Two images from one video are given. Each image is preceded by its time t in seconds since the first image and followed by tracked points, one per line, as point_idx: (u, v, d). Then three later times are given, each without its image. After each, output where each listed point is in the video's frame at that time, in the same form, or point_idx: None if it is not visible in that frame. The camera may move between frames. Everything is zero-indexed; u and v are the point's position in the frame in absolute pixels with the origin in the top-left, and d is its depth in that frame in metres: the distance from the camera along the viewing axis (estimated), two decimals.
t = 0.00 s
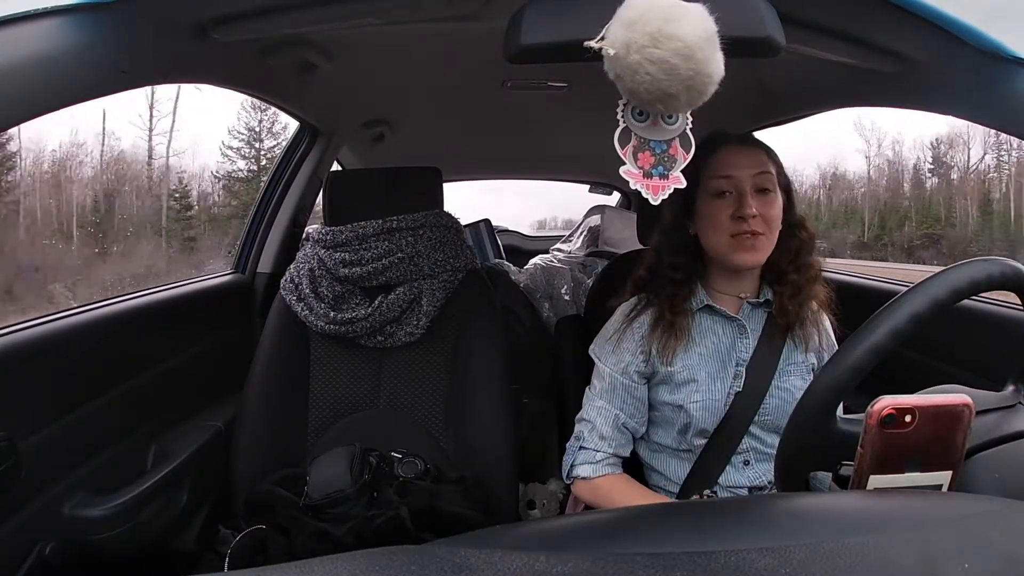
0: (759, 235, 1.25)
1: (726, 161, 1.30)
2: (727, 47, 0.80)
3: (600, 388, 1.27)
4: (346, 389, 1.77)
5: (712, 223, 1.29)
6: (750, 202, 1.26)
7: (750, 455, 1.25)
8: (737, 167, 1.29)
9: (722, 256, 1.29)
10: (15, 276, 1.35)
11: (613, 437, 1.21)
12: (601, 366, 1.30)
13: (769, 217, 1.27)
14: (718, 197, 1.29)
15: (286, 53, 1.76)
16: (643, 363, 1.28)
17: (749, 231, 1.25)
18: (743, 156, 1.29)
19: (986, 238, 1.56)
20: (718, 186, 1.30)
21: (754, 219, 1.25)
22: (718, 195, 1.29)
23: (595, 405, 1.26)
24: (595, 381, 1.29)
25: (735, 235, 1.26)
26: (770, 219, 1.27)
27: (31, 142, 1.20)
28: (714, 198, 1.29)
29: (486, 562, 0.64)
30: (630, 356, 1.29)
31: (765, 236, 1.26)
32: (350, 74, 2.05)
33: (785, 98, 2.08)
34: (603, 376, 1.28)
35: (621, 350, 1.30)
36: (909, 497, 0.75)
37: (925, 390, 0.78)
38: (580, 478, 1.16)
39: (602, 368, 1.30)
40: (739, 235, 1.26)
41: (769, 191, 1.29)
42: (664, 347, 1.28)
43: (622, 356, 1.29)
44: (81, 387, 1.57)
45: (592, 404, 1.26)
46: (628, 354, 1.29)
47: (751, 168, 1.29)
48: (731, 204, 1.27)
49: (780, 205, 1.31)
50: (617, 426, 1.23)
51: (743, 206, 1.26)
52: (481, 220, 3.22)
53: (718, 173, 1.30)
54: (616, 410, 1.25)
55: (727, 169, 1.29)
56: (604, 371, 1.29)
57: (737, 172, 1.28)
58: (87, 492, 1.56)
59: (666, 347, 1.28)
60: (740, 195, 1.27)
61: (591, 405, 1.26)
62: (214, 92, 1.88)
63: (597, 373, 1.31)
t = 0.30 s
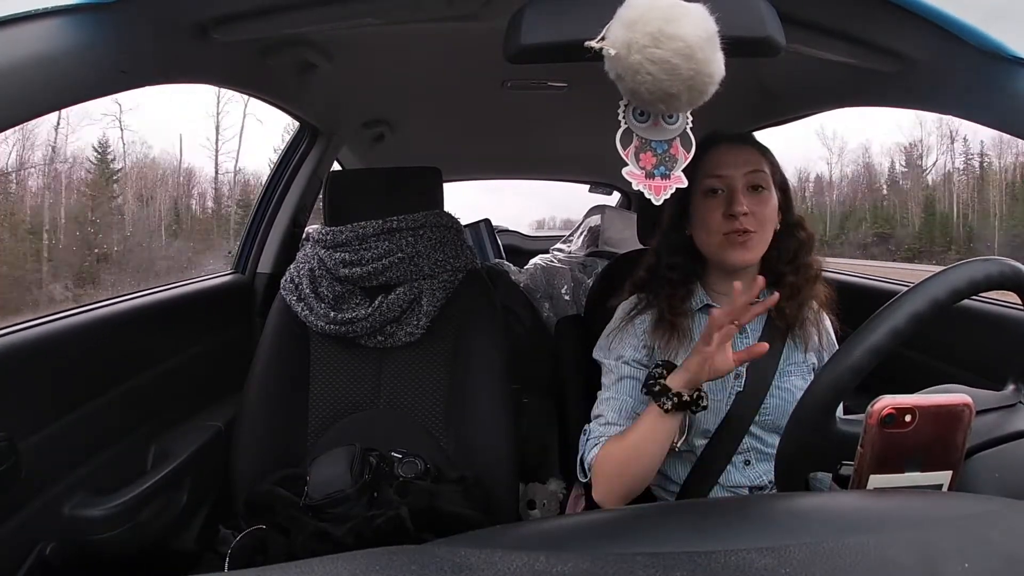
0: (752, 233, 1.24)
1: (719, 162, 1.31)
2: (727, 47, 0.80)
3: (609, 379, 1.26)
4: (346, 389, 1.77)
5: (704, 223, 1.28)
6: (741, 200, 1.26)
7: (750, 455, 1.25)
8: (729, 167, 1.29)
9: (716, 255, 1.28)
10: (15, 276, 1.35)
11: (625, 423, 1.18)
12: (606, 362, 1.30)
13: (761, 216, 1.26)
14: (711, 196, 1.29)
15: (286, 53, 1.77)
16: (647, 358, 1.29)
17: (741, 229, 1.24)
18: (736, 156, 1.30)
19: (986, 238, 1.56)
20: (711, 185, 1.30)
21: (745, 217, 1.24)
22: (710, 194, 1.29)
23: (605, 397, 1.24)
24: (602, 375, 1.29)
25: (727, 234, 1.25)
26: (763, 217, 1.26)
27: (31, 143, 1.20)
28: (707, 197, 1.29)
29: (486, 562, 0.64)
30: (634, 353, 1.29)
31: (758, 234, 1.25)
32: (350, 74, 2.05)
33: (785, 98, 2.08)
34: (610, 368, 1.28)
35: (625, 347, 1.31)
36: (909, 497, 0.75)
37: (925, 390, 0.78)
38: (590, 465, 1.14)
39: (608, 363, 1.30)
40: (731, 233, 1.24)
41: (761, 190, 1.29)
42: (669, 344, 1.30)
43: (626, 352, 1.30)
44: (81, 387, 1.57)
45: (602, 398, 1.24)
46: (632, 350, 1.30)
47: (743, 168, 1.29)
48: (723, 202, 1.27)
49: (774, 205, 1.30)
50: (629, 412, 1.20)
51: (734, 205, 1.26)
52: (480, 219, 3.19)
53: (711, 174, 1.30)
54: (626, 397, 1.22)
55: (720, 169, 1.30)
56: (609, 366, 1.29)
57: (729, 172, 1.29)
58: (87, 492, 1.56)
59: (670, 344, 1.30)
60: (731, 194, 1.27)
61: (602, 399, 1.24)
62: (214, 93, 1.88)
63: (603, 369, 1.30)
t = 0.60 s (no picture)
0: (764, 235, 1.25)
1: (727, 161, 1.30)
2: (727, 46, 0.80)
3: (619, 382, 1.27)
4: (345, 389, 1.77)
5: (715, 222, 1.28)
6: (753, 201, 1.26)
7: (752, 455, 1.24)
8: (738, 166, 1.29)
9: (727, 256, 1.28)
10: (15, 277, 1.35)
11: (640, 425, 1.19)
12: (614, 361, 1.31)
13: (772, 217, 1.27)
14: (722, 197, 1.29)
15: (286, 53, 1.77)
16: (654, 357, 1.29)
17: (754, 229, 1.25)
18: (746, 155, 1.30)
19: (987, 237, 1.56)
20: (721, 186, 1.30)
21: (757, 218, 1.25)
22: (721, 194, 1.29)
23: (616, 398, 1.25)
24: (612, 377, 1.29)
25: (740, 234, 1.25)
26: (773, 218, 1.27)
27: (31, 143, 1.20)
28: (717, 198, 1.29)
29: (486, 562, 0.64)
30: (640, 352, 1.29)
31: (769, 234, 1.26)
32: (350, 74, 2.05)
33: (785, 97, 2.08)
34: (620, 370, 1.28)
35: (631, 346, 1.31)
36: (909, 497, 0.75)
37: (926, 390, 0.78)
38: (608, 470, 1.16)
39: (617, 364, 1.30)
40: (744, 234, 1.25)
41: (770, 190, 1.30)
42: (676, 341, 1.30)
43: (632, 351, 1.30)
44: (81, 388, 1.57)
45: (614, 399, 1.26)
46: (638, 348, 1.30)
47: (753, 167, 1.29)
48: (735, 203, 1.27)
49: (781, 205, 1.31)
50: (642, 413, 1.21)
51: (746, 205, 1.26)
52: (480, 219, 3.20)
53: (720, 173, 1.30)
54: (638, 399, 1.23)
55: (729, 168, 1.30)
56: (617, 365, 1.30)
57: (739, 171, 1.29)
58: (87, 492, 1.56)
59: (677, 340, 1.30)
60: (744, 194, 1.27)
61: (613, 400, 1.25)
62: (214, 93, 1.87)
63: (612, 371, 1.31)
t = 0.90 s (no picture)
0: (757, 240, 1.25)
1: (725, 164, 1.30)
2: (726, 46, 0.80)
3: (615, 389, 1.28)
4: (345, 389, 1.77)
5: (712, 226, 1.29)
6: (748, 206, 1.26)
7: (753, 454, 1.24)
8: (737, 170, 1.28)
9: (723, 259, 1.29)
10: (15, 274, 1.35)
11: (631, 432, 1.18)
12: (612, 366, 1.32)
13: (767, 221, 1.26)
14: (719, 201, 1.29)
15: (285, 52, 1.77)
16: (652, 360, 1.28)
17: (747, 236, 1.25)
18: (743, 159, 1.29)
19: (986, 237, 1.56)
20: (718, 189, 1.29)
21: (751, 224, 1.25)
22: (718, 198, 1.29)
23: (611, 405, 1.25)
24: (611, 383, 1.31)
25: (733, 241, 1.26)
26: (769, 222, 1.27)
27: (29, 142, 1.20)
28: (714, 202, 1.29)
29: (486, 562, 0.64)
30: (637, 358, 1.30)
31: (763, 240, 1.26)
32: (350, 73, 2.05)
33: (785, 98, 2.09)
34: (617, 377, 1.29)
35: (630, 347, 1.32)
36: (909, 496, 0.75)
37: (925, 390, 0.78)
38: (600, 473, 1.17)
39: (615, 370, 1.31)
40: (737, 240, 1.25)
41: (769, 193, 1.28)
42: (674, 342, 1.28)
43: (632, 353, 1.31)
44: (81, 387, 1.57)
45: (609, 406, 1.26)
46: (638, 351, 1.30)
47: (751, 170, 1.28)
48: (731, 207, 1.27)
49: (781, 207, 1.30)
50: (634, 422, 1.20)
51: (741, 211, 1.26)
52: (481, 219, 3.21)
53: (718, 176, 1.29)
54: (631, 406, 1.23)
55: (728, 171, 1.29)
56: (615, 371, 1.31)
57: (737, 175, 1.28)
58: (87, 491, 1.56)
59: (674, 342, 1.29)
60: (739, 199, 1.27)
61: (608, 407, 1.26)
62: (213, 92, 1.87)
63: (611, 377, 1.32)
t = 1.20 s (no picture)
0: (771, 237, 1.25)
1: (737, 162, 1.30)
2: (726, 47, 0.80)
3: (614, 395, 1.29)
4: (344, 389, 1.77)
5: (724, 223, 1.28)
6: (762, 203, 1.26)
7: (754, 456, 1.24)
8: (749, 168, 1.28)
9: (733, 257, 1.28)
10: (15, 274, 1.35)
11: (629, 441, 1.22)
12: (611, 371, 1.33)
13: (779, 219, 1.27)
14: (731, 198, 1.28)
15: (285, 52, 1.77)
16: (651, 365, 1.29)
17: (761, 232, 1.24)
18: (755, 157, 1.29)
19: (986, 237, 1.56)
20: (729, 187, 1.29)
21: (766, 220, 1.25)
22: (729, 195, 1.28)
23: (610, 411, 1.28)
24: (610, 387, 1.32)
25: (748, 237, 1.25)
26: (780, 220, 1.27)
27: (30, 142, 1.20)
28: (726, 199, 1.29)
29: (486, 562, 0.64)
30: (637, 363, 1.30)
31: (777, 237, 1.26)
32: (350, 74, 2.05)
33: (785, 98, 2.09)
34: (616, 382, 1.30)
35: (630, 351, 1.32)
36: (909, 496, 0.75)
37: (925, 391, 0.78)
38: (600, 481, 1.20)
39: (614, 373, 1.32)
40: (751, 237, 1.25)
41: (779, 192, 1.29)
42: (674, 347, 1.29)
43: (632, 357, 1.31)
44: (81, 387, 1.57)
45: (608, 411, 1.28)
46: (637, 355, 1.30)
47: (763, 169, 1.28)
48: (744, 204, 1.27)
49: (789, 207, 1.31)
50: (632, 429, 1.24)
51: (755, 208, 1.25)
52: (480, 219, 3.21)
53: (729, 174, 1.29)
54: (630, 415, 1.26)
55: (739, 169, 1.29)
56: (615, 375, 1.32)
57: (749, 173, 1.28)
58: (87, 491, 1.56)
59: (675, 347, 1.29)
60: (752, 196, 1.27)
61: (607, 413, 1.28)
62: (213, 92, 1.87)
63: (610, 379, 1.33)
